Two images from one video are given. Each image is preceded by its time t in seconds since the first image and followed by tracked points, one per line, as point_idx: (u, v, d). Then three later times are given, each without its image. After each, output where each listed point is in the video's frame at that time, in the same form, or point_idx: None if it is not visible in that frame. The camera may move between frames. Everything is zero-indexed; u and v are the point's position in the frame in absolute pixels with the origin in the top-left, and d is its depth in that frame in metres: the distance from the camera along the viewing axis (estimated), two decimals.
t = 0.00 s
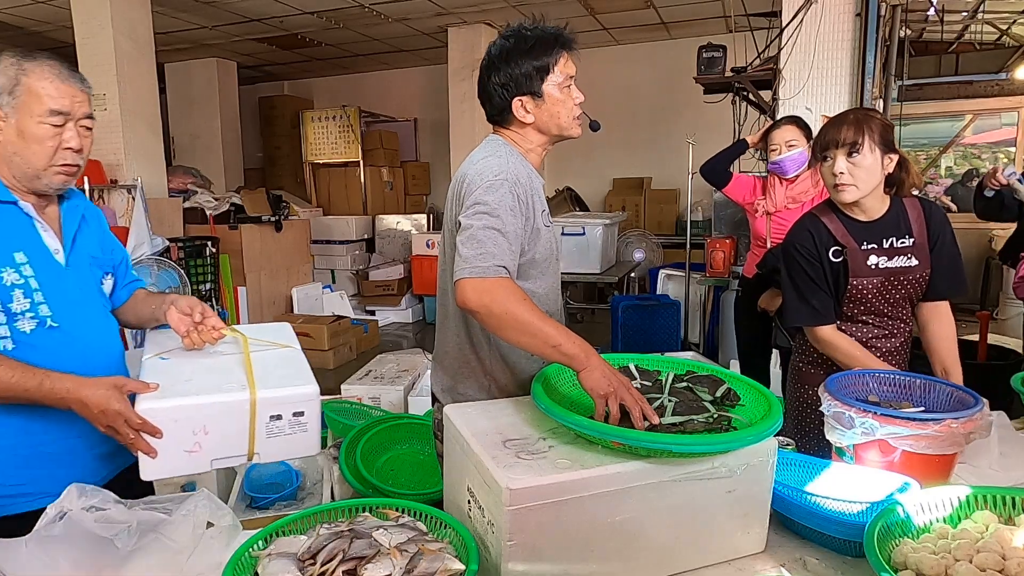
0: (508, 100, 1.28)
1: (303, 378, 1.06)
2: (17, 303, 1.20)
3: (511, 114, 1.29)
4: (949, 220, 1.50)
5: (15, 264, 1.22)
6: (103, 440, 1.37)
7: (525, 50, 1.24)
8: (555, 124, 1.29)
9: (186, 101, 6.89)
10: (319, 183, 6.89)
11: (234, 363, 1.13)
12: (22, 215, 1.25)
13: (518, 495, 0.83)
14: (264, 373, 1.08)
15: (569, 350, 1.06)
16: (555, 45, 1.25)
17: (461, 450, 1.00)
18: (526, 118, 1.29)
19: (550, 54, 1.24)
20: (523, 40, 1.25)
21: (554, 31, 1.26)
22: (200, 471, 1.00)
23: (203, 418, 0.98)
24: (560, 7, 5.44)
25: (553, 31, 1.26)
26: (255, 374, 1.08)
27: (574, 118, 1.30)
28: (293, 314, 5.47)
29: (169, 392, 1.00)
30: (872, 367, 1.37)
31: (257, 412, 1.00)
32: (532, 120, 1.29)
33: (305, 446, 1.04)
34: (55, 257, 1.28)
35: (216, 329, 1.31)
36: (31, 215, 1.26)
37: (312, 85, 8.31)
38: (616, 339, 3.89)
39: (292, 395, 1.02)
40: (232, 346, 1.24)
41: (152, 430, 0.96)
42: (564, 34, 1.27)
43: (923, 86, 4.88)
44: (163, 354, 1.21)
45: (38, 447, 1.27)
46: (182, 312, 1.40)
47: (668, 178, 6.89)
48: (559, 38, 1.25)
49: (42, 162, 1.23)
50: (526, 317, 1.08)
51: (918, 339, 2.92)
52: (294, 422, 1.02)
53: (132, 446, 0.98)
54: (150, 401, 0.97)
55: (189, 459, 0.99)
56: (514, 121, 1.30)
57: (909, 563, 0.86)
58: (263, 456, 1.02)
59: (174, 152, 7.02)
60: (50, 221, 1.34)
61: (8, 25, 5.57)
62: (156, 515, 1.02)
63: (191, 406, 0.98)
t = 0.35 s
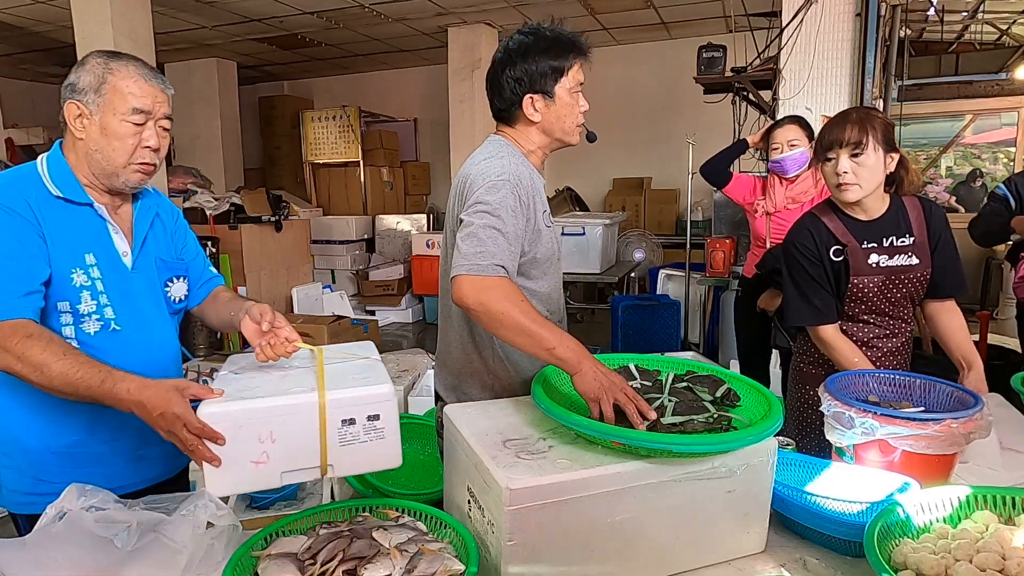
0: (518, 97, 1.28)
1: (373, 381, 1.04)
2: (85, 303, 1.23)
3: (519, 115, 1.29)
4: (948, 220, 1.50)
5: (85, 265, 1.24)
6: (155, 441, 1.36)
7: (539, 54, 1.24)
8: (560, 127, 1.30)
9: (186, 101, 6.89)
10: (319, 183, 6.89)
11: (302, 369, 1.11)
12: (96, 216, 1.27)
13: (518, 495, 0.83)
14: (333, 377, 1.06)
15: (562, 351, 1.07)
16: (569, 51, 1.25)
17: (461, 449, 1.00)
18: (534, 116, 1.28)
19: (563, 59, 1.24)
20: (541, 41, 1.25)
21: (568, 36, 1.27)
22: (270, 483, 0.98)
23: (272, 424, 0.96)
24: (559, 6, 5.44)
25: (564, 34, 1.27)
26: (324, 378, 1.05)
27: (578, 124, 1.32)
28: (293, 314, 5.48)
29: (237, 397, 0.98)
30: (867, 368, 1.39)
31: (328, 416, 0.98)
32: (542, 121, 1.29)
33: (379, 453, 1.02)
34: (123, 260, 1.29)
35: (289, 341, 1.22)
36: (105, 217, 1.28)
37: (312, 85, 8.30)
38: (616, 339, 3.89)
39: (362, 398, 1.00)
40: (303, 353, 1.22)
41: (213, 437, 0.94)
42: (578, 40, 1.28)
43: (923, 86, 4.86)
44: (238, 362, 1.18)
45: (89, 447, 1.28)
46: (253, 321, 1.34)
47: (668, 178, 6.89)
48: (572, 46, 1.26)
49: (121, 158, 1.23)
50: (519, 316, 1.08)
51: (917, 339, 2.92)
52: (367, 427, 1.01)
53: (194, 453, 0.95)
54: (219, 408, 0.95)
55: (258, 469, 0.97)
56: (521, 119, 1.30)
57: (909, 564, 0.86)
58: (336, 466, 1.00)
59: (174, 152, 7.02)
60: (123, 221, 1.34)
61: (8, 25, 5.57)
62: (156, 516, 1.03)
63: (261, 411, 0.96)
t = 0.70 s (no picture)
0: (522, 93, 1.28)
1: (435, 447, 0.80)
2: (102, 325, 1.21)
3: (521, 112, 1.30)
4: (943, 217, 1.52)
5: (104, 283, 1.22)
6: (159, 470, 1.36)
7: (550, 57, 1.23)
8: (559, 131, 1.31)
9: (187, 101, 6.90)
10: (319, 183, 6.89)
11: (356, 424, 0.90)
12: (118, 233, 1.24)
13: (518, 496, 0.83)
14: (386, 437, 0.83)
15: (550, 354, 1.06)
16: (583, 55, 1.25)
17: (461, 449, 1.00)
18: (536, 115, 1.29)
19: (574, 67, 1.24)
20: (555, 44, 1.25)
21: (580, 44, 1.26)
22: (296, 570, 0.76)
23: (304, 494, 0.74)
24: (559, 7, 5.44)
25: (575, 40, 1.26)
26: (375, 439, 0.82)
27: (575, 131, 1.33)
28: (293, 313, 5.48)
29: (268, 457, 0.77)
30: (873, 367, 1.36)
31: (370, 492, 0.75)
32: (544, 122, 1.30)
33: (433, 542, 0.78)
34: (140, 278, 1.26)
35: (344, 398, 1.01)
36: (128, 234, 1.25)
37: (313, 85, 8.30)
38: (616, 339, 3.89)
39: (413, 472, 0.76)
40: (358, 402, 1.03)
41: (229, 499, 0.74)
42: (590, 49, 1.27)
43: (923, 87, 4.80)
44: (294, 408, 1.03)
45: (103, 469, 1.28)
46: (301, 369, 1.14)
47: (668, 178, 6.89)
48: (584, 52, 1.25)
49: (156, 169, 1.19)
50: (515, 315, 1.08)
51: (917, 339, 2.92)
52: (421, 508, 0.77)
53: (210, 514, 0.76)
54: (242, 467, 0.74)
55: (284, 550, 0.75)
56: (523, 115, 1.30)
57: (909, 563, 0.86)
58: (378, 556, 0.77)
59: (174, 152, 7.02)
60: (150, 235, 1.32)
61: (9, 25, 5.57)
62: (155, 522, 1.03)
63: (293, 477, 0.74)
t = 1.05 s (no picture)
0: (507, 97, 1.30)
1: (448, 502, 0.78)
2: (107, 337, 1.17)
3: (508, 112, 1.32)
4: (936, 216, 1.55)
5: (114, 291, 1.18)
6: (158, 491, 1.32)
7: (548, 65, 1.22)
8: (541, 142, 1.30)
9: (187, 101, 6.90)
10: (319, 183, 6.89)
11: (360, 469, 0.87)
12: (129, 237, 1.21)
13: (518, 496, 0.83)
14: (396, 492, 0.81)
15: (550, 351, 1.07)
16: (586, 64, 1.24)
17: (461, 449, 1.00)
18: (521, 119, 1.30)
19: (571, 79, 1.23)
20: (557, 53, 1.23)
21: (588, 55, 1.25)
22: None
23: (310, 562, 0.72)
24: (559, 7, 5.43)
25: (586, 50, 1.25)
26: (382, 497, 0.80)
27: (561, 147, 1.31)
28: (293, 314, 5.48)
29: (277, 523, 0.74)
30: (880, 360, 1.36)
31: (382, 557, 0.73)
32: (526, 127, 1.31)
33: None
34: (153, 283, 1.24)
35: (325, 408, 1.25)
36: (138, 238, 1.22)
37: (313, 85, 8.30)
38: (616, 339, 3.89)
39: (428, 535, 0.74)
40: (360, 431, 1.00)
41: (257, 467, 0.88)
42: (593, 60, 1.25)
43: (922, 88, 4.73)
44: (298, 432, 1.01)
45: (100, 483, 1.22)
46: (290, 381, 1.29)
47: (668, 178, 6.89)
48: (589, 63, 1.24)
49: (175, 177, 1.16)
50: (516, 314, 1.09)
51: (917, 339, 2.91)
52: (433, 570, 0.75)
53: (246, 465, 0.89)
54: (241, 535, 0.72)
55: None
56: (511, 119, 1.32)
57: (909, 563, 0.86)
58: None
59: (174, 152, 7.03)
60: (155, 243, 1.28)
61: (9, 25, 5.57)
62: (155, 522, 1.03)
63: (300, 547, 0.72)
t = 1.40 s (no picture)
0: (508, 97, 1.30)
1: (448, 503, 0.78)
2: (148, 326, 1.16)
3: (507, 112, 1.31)
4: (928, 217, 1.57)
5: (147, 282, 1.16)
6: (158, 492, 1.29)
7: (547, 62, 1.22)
8: (545, 142, 1.31)
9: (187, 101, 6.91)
10: (319, 183, 6.89)
11: (360, 470, 0.87)
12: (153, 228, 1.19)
13: (518, 496, 0.83)
14: (396, 493, 0.81)
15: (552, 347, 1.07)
16: (584, 59, 1.24)
17: (460, 449, 1.00)
18: (522, 120, 1.30)
19: (571, 75, 1.23)
20: (554, 50, 1.23)
21: (585, 52, 1.25)
22: None
23: (312, 563, 0.72)
24: (559, 7, 5.44)
25: (580, 44, 1.25)
26: (382, 498, 0.80)
27: (564, 144, 1.32)
28: (293, 314, 5.49)
29: (277, 524, 0.74)
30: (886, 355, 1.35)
31: (382, 558, 0.73)
32: (529, 127, 1.30)
33: None
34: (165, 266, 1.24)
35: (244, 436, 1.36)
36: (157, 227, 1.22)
37: (313, 85, 8.31)
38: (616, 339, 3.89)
39: (427, 535, 0.74)
40: (361, 432, 1.01)
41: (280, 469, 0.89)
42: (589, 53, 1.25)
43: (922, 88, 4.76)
44: (298, 432, 1.01)
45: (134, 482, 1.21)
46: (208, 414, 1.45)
47: (668, 178, 6.89)
48: (587, 59, 1.24)
49: (204, 186, 1.21)
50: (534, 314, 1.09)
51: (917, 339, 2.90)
52: (433, 571, 0.75)
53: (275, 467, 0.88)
54: (242, 536, 0.72)
55: None
56: (511, 119, 1.31)
57: (909, 563, 0.86)
58: None
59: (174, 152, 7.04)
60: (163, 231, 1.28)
61: (9, 25, 5.58)
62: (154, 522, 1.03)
63: (303, 549, 0.72)
